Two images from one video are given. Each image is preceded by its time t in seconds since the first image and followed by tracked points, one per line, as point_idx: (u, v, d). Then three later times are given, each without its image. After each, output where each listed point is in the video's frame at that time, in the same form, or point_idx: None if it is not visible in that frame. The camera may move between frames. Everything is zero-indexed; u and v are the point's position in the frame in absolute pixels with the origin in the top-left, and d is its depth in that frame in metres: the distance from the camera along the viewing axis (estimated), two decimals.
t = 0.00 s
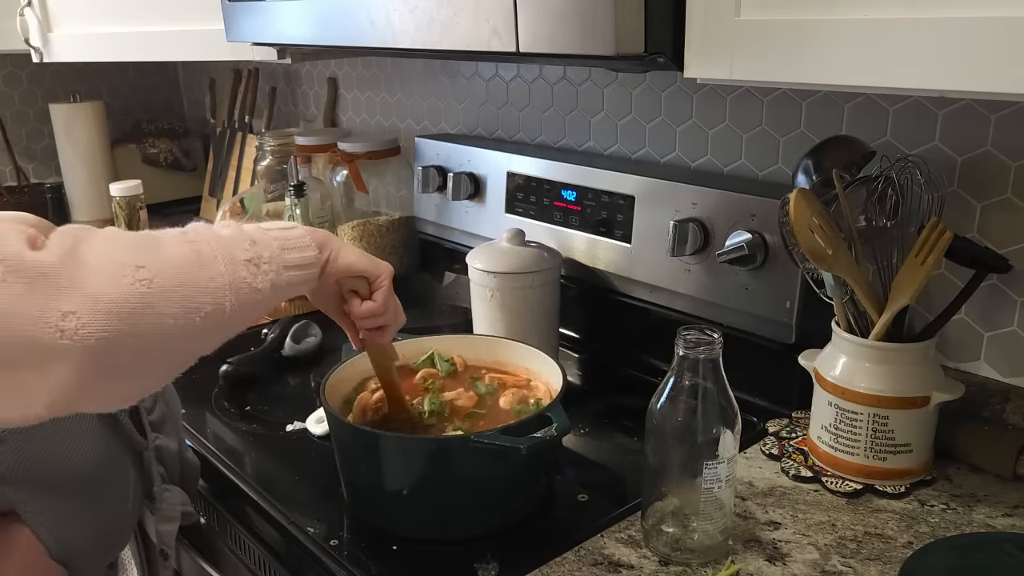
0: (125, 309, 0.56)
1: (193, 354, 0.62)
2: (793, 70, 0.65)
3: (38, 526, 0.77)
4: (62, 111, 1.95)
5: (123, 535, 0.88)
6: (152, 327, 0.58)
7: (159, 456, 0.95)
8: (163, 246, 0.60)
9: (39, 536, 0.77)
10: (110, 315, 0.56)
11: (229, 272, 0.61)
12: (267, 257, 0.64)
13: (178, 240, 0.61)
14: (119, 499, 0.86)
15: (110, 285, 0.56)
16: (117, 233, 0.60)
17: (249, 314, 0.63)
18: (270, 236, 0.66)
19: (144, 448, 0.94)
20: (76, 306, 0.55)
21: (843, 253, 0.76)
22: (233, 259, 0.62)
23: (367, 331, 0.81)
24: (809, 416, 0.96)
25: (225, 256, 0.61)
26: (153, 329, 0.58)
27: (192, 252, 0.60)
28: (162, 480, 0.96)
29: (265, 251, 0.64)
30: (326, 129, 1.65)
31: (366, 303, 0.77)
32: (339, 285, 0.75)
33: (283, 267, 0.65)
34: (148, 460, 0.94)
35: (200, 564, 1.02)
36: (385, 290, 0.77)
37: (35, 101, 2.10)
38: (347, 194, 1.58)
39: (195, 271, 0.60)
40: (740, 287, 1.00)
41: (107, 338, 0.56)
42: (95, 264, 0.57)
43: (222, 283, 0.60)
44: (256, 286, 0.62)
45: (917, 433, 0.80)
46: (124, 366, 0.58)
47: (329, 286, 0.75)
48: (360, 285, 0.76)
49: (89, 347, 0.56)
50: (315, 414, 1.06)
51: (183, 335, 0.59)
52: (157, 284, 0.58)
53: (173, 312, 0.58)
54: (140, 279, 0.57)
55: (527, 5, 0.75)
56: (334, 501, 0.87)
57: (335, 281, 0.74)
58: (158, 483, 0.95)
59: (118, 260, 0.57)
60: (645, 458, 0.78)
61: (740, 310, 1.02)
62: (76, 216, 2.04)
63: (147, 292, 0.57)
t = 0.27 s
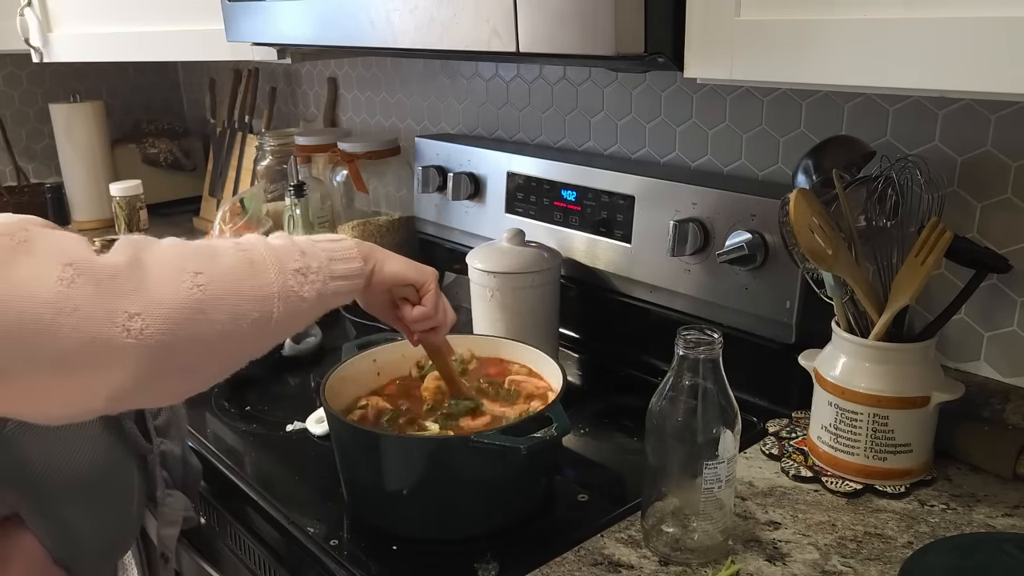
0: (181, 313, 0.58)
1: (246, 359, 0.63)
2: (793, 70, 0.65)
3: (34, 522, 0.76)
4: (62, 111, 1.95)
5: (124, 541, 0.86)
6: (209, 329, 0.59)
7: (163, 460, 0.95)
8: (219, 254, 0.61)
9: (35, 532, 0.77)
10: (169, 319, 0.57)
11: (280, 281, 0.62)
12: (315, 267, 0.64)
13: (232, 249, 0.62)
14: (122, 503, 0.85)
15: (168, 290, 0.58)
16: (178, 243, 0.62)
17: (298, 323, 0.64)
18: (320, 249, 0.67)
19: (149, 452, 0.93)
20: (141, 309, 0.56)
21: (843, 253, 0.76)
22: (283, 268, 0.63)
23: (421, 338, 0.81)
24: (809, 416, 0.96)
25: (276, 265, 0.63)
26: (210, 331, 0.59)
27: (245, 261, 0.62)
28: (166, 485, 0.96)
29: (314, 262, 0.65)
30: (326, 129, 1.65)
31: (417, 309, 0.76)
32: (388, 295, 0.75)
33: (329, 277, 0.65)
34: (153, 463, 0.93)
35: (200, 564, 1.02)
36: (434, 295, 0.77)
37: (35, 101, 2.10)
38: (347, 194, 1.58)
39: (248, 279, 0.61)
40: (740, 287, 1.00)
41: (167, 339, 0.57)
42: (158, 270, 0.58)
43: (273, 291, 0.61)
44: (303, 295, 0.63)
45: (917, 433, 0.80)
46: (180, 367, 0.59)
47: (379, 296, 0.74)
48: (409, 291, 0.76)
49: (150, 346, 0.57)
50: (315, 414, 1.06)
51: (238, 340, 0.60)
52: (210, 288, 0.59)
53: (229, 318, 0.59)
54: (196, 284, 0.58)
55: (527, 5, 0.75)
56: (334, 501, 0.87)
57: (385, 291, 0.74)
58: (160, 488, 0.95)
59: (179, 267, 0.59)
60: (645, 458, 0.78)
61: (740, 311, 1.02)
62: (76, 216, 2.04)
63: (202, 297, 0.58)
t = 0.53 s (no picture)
0: (135, 297, 0.57)
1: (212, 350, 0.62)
2: (793, 70, 0.65)
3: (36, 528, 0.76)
4: (62, 111, 1.95)
5: (124, 541, 0.87)
6: (165, 316, 0.58)
7: (163, 460, 0.95)
8: (187, 238, 0.61)
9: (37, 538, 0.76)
10: (121, 301, 0.57)
11: (253, 267, 0.62)
12: (295, 255, 0.64)
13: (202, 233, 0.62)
14: (120, 503, 0.86)
15: (122, 273, 0.57)
16: (143, 227, 0.61)
17: (269, 312, 0.63)
18: (304, 235, 0.66)
19: (149, 453, 0.93)
20: (88, 293, 0.56)
21: (843, 253, 0.76)
22: (258, 255, 0.62)
23: (417, 343, 0.81)
24: (809, 416, 0.96)
25: (249, 251, 0.62)
26: (165, 319, 0.58)
27: (214, 245, 0.61)
28: (166, 484, 0.96)
29: (294, 249, 0.64)
30: (326, 129, 1.65)
31: (411, 309, 0.76)
32: (384, 291, 0.76)
33: (311, 267, 0.65)
34: (152, 464, 0.94)
35: (200, 564, 1.02)
36: (432, 295, 0.77)
37: (35, 101, 2.10)
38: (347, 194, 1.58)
39: (216, 265, 0.60)
40: (740, 287, 1.00)
41: (119, 325, 0.57)
42: (116, 253, 0.58)
43: (243, 277, 0.61)
44: (279, 283, 0.63)
45: (917, 433, 0.80)
46: (137, 357, 0.59)
47: (374, 290, 0.75)
48: (403, 290, 0.75)
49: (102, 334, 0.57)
50: (315, 414, 1.06)
51: (198, 329, 0.60)
52: (172, 274, 0.58)
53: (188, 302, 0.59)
54: (154, 268, 0.58)
55: (527, 5, 0.75)
56: (335, 501, 0.87)
57: (379, 285, 0.75)
58: (161, 488, 0.95)
59: (139, 250, 0.58)
60: (645, 457, 0.78)
61: (740, 311, 1.02)
62: (76, 216, 2.04)
63: (161, 281, 0.58)
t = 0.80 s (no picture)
0: (103, 311, 0.57)
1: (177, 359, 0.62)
2: (793, 70, 0.65)
3: (32, 527, 0.76)
4: (62, 111, 1.95)
5: (122, 541, 0.87)
6: (132, 330, 0.58)
7: (161, 459, 0.94)
8: (148, 247, 0.60)
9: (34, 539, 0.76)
10: (89, 317, 0.56)
11: (216, 273, 0.62)
12: (253, 258, 0.64)
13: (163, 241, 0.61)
14: (121, 504, 0.86)
15: (87, 286, 0.57)
16: (104, 234, 0.61)
17: (233, 314, 0.63)
18: (256, 236, 0.67)
19: (147, 451, 0.93)
20: (54, 310, 0.56)
21: (843, 253, 0.76)
22: (218, 259, 0.62)
23: (354, 341, 0.80)
24: (809, 416, 0.96)
25: (211, 257, 0.62)
26: (135, 328, 0.58)
27: (177, 253, 0.61)
28: (165, 483, 0.96)
29: (251, 252, 0.65)
30: (326, 129, 1.65)
31: (353, 304, 0.76)
32: (324, 287, 0.75)
33: (268, 269, 0.65)
34: (150, 462, 0.93)
35: (200, 564, 1.02)
36: (373, 291, 0.77)
37: (35, 101, 2.10)
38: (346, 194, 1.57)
39: (180, 272, 0.60)
40: (740, 287, 1.00)
41: (87, 340, 0.56)
42: (78, 266, 0.57)
43: (208, 285, 0.61)
44: (242, 287, 0.63)
45: (917, 433, 0.80)
46: (102, 371, 0.59)
47: (315, 289, 0.75)
48: (345, 285, 0.75)
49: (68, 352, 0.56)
50: (315, 414, 1.06)
51: (166, 335, 0.60)
52: (139, 286, 0.58)
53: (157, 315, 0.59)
54: (121, 281, 0.58)
55: (527, 5, 0.75)
56: (335, 500, 0.87)
57: (319, 282, 0.74)
58: (160, 487, 0.95)
59: (102, 262, 0.58)
60: (645, 457, 0.78)
61: (740, 311, 1.02)
62: (76, 216, 2.04)
63: (129, 294, 0.58)
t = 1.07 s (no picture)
0: (176, 305, 0.57)
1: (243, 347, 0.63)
2: (793, 70, 0.65)
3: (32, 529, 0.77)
4: (62, 111, 1.95)
5: (124, 541, 0.87)
6: (205, 323, 0.59)
7: (161, 460, 0.94)
8: (211, 247, 0.61)
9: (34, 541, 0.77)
10: (166, 311, 0.57)
11: (270, 271, 0.62)
12: (302, 257, 0.64)
13: (222, 241, 0.62)
14: (121, 504, 0.86)
15: (160, 283, 0.57)
16: (168, 235, 0.61)
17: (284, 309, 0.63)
18: (302, 237, 0.66)
19: (148, 452, 0.93)
20: (137, 305, 0.56)
21: (843, 253, 0.76)
22: (272, 258, 0.62)
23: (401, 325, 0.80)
24: (809, 416, 0.96)
25: (265, 256, 0.62)
26: (205, 321, 0.59)
27: (236, 253, 0.61)
28: (165, 485, 0.95)
29: (300, 251, 0.64)
30: (326, 129, 1.65)
31: (398, 294, 0.75)
32: (369, 279, 0.74)
33: (315, 267, 0.65)
34: (151, 463, 0.93)
35: (200, 564, 1.02)
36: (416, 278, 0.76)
37: (35, 101, 2.10)
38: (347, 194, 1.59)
39: (239, 271, 0.60)
40: (740, 287, 1.00)
41: (163, 331, 0.57)
42: (150, 264, 0.58)
43: (264, 283, 0.61)
44: (292, 284, 0.63)
45: (917, 433, 0.80)
46: (174, 361, 0.59)
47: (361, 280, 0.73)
48: (390, 276, 0.74)
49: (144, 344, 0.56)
50: (315, 414, 1.06)
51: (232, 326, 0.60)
52: (207, 282, 0.59)
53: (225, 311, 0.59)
54: (191, 278, 0.58)
55: (527, 5, 0.75)
56: (335, 500, 0.87)
57: (365, 276, 0.73)
58: (160, 489, 0.94)
59: (173, 259, 0.59)
60: (645, 457, 0.78)
61: (740, 311, 1.02)
62: (76, 216, 2.04)
63: (198, 290, 0.58)
